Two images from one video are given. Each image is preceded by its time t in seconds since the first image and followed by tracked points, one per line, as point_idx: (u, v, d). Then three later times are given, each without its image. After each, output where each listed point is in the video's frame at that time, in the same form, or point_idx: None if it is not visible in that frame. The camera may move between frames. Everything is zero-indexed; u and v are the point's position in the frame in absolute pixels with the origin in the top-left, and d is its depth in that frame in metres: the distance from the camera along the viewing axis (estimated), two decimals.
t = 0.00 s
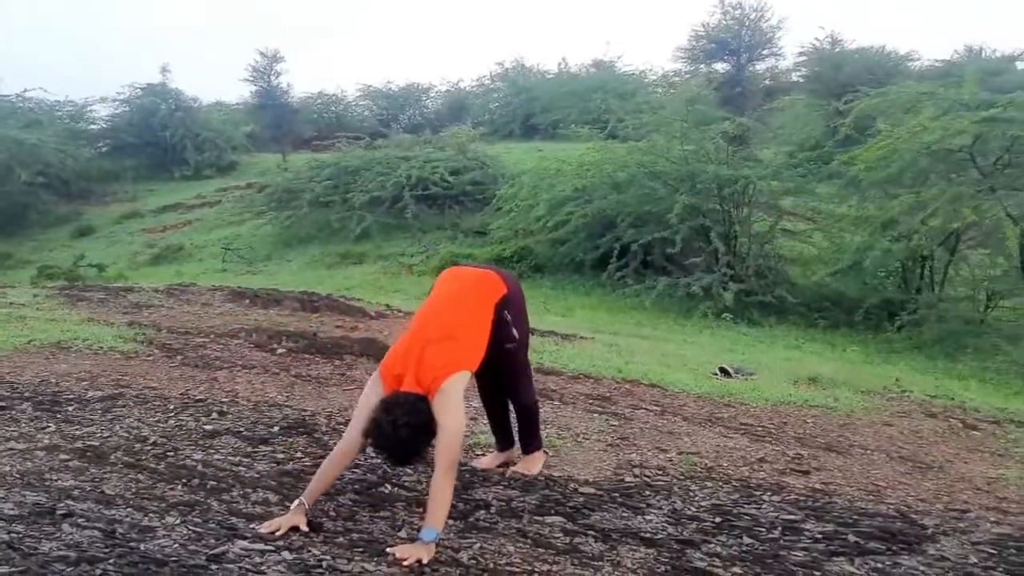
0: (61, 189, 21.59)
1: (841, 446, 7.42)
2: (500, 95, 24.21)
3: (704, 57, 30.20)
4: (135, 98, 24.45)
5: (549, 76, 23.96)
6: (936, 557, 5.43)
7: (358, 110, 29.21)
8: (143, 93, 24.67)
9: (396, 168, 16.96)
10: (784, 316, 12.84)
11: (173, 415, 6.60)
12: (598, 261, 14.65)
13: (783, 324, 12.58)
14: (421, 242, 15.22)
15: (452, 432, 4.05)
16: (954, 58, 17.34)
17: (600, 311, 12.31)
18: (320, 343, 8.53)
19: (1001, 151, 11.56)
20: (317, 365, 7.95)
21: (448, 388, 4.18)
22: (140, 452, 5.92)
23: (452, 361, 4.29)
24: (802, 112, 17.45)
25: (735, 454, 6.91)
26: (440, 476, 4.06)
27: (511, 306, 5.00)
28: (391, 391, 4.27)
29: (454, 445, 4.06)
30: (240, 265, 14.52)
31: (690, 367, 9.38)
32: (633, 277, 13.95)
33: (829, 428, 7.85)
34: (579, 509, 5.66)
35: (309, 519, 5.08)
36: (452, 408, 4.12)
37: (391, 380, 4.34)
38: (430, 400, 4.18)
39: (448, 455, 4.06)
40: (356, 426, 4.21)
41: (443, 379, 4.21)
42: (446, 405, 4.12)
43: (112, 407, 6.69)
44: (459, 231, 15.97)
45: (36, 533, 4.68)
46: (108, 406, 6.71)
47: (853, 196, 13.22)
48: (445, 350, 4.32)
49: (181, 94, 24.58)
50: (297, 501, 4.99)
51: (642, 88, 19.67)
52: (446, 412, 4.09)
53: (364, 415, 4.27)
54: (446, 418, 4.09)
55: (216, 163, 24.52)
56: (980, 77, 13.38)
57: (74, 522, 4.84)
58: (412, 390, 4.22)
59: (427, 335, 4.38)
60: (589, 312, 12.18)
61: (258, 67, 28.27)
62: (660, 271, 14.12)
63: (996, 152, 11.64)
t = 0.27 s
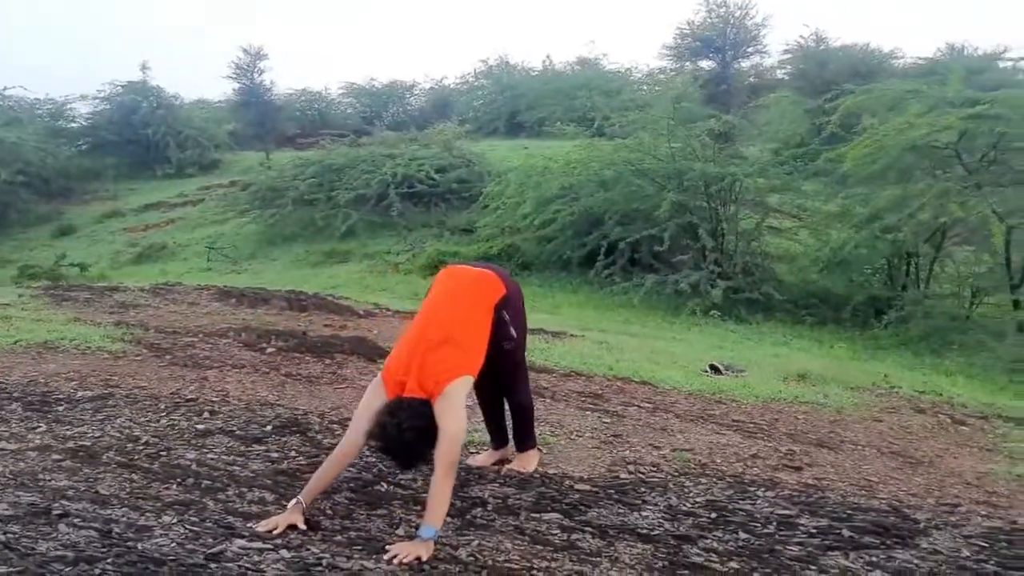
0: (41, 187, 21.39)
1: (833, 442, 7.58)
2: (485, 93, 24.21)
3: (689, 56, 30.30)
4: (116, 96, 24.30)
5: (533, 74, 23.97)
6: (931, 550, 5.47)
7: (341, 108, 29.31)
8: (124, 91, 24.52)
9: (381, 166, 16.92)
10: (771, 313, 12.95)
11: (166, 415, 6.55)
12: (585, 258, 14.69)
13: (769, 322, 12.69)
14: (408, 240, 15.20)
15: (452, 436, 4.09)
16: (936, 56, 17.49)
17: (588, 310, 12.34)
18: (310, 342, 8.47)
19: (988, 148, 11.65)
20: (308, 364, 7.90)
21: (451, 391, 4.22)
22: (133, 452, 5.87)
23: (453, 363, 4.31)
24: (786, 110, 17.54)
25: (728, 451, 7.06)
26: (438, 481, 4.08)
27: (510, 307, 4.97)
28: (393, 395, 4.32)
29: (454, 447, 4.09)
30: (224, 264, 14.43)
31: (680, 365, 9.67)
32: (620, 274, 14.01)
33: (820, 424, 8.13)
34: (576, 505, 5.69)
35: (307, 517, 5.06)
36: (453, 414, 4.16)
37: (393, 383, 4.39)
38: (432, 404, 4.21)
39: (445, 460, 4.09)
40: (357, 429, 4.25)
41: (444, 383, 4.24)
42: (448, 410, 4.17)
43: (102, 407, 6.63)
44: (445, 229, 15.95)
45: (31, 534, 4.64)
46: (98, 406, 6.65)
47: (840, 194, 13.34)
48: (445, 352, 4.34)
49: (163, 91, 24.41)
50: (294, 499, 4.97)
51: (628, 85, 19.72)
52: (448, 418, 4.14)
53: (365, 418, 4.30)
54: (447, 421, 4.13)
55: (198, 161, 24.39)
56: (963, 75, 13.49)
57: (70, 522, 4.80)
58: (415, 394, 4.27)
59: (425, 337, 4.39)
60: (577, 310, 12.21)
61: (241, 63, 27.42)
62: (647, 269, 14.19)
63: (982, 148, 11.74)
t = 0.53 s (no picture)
0: (26, 190, 21.29)
1: (825, 438, 7.84)
2: (471, 93, 24.26)
3: (675, 56, 30.45)
4: (102, 97, 24.19)
5: (520, 75, 24.04)
6: (923, 544, 5.57)
7: (328, 110, 29.38)
8: (110, 92, 24.41)
9: (369, 167, 16.94)
10: (759, 311, 13.13)
11: (163, 416, 6.57)
12: (574, 258, 14.77)
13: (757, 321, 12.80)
14: (397, 240, 15.25)
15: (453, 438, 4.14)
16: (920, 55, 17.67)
17: (578, 309, 12.42)
18: (305, 342, 8.49)
19: (972, 146, 11.87)
20: (302, 364, 7.93)
21: (451, 392, 4.27)
22: (132, 453, 5.89)
23: (453, 364, 4.36)
24: (773, 111, 17.69)
25: (722, 448, 7.29)
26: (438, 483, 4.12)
27: (508, 306, 5.01)
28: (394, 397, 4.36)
29: (455, 449, 4.14)
30: (214, 266, 14.42)
31: (672, 364, 9.95)
32: (610, 274, 14.12)
33: (811, 420, 8.43)
34: (574, 502, 5.79)
35: (308, 516, 5.10)
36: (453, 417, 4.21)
37: (394, 385, 4.43)
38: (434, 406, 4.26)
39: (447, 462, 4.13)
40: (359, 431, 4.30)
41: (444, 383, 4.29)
42: (450, 413, 4.22)
43: (99, 409, 6.64)
44: (434, 229, 16.00)
45: (34, 535, 4.66)
46: (95, 408, 6.67)
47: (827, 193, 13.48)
48: (444, 353, 4.39)
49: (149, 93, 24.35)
50: (296, 499, 5.01)
51: (616, 86, 19.83)
52: (450, 421, 4.20)
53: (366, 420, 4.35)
54: (448, 422, 4.17)
55: (185, 163, 24.34)
56: (946, 74, 13.66)
57: (72, 523, 4.82)
58: (416, 397, 4.33)
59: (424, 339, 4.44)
60: (568, 310, 12.29)
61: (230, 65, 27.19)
62: (636, 268, 14.30)
63: (967, 146, 11.96)
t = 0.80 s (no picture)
0: (11, 195, 21.18)
1: (815, 434, 7.97)
2: (458, 95, 24.31)
3: (662, 56, 30.59)
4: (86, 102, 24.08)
5: (506, 76, 24.09)
6: (915, 536, 5.64)
7: (315, 112, 29.25)
8: (95, 96, 24.30)
9: (357, 169, 16.95)
10: (747, 310, 13.29)
11: (156, 419, 6.56)
12: (562, 259, 14.83)
13: (745, 321, 12.89)
14: (386, 242, 15.28)
15: (449, 440, 4.18)
16: (904, 55, 17.82)
17: (568, 310, 12.47)
18: (297, 344, 8.49)
19: (959, 144, 12.07)
20: (295, 366, 7.93)
21: (447, 394, 4.31)
22: (126, 456, 5.89)
23: (449, 365, 4.39)
24: (759, 111, 17.82)
25: (714, 445, 7.41)
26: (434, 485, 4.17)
27: (501, 306, 5.04)
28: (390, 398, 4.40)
29: (451, 450, 4.19)
30: (202, 269, 14.40)
31: (663, 363, 10.08)
32: (599, 274, 14.22)
33: (801, 415, 8.60)
34: (569, 499, 5.84)
35: (305, 515, 5.11)
36: (450, 419, 4.25)
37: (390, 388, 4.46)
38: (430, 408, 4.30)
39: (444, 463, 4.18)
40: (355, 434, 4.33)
41: (440, 385, 4.33)
42: (446, 416, 4.26)
43: (92, 413, 6.63)
44: (422, 231, 16.03)
45: (32, 538, 4.66)
46: (88, 412, 6.66)
47: (814, 192, 13.59)
48: (439, 355, 4.42)
49: (134, 97, 24.28)
50: (293, 498, 5.03)
51: (603, 86, 19.92)
52: (446, 423, 4.24)
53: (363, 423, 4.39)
54: (443, 424, 4.22)
55: (171, 167, 24.28)
56: (931, 73, 13.79)
57: (69, 525, 4.82)
58: (412, 398, 4.36)
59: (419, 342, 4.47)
60: (558, 310, 12.34)
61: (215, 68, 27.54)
62: (625, 268, 14.40)
63: (953, 144, 12.17)
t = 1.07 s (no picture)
0: None
1: (807, 430, 8.04)
2: (447, 96, 24.32)
3: (651, 56, 30.66)
4: (75, 105, 24.02)
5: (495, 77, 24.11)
6: (906, 531, 5.68)
7: (305, 115, 28.89)
8: (83, 100, 24.24)
9: (346, 171, 16.96)
10: (737, 308, 13.46)
11: (148, 422, 6.55)
12: (553, 259, 14.88)
13: (736, 320, 12.94)
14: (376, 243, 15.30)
15: (441, 438, 4.20)
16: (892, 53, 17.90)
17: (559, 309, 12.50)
18: (288, 346, 8.48)
19: (947, 142, 12.20)
20: (287, 368, 7.92)
21: (438, 393, 4.33)
22: (119, 459, 5.88)
23: (439, 364, 4.42)
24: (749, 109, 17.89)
25: (707, 442, 7.46)
26: (426, 483, 4.18)
27: (492, 306, 5.08)
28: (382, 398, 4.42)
29: (443, 448, 4.20)
30: (192, 272, 14.39)
31: (655, 362, 10.14)
32: (589, 274, 14.31)
33: (793, 412, 8.66)
34: (562, 498, 5.86)
35: (299, 516, 5.12)
36: (441, 417, 4.27)
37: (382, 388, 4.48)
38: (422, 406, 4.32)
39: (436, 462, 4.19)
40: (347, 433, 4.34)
41: (431, 383, 4.35)
42: (437, 414, 4.28)
43: (84, 416, 6.62)
44: (411, 233, 16.03)
45: (25, 541, 4.66)
46: (80, 415, 6.64)
47: (804, 190, 13.65)
48: (430, 354, 4.45)
49: (123, 100, 24.21)
50: (286, 499, 5.04)
51: (593, 86, 19.97)
52: (437, 421, 4.26)
53: (355, 423, 4.40)
54: (436, 421, 4.25)
55: (160, 170, 24.23)
56: (920, 71, 13.88)
57: (62, 529, 4.82)
58: (404, 397, 4.39)
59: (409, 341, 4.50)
60: (549, 310, 12.40)
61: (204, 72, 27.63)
62: (615, 268, 14.48)
63: (941, 141, 12.28)
